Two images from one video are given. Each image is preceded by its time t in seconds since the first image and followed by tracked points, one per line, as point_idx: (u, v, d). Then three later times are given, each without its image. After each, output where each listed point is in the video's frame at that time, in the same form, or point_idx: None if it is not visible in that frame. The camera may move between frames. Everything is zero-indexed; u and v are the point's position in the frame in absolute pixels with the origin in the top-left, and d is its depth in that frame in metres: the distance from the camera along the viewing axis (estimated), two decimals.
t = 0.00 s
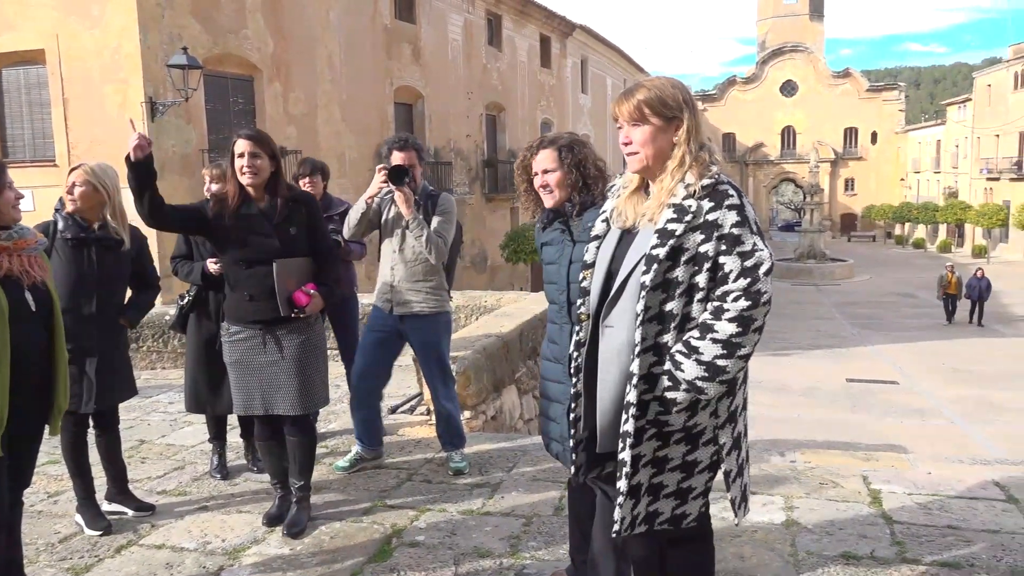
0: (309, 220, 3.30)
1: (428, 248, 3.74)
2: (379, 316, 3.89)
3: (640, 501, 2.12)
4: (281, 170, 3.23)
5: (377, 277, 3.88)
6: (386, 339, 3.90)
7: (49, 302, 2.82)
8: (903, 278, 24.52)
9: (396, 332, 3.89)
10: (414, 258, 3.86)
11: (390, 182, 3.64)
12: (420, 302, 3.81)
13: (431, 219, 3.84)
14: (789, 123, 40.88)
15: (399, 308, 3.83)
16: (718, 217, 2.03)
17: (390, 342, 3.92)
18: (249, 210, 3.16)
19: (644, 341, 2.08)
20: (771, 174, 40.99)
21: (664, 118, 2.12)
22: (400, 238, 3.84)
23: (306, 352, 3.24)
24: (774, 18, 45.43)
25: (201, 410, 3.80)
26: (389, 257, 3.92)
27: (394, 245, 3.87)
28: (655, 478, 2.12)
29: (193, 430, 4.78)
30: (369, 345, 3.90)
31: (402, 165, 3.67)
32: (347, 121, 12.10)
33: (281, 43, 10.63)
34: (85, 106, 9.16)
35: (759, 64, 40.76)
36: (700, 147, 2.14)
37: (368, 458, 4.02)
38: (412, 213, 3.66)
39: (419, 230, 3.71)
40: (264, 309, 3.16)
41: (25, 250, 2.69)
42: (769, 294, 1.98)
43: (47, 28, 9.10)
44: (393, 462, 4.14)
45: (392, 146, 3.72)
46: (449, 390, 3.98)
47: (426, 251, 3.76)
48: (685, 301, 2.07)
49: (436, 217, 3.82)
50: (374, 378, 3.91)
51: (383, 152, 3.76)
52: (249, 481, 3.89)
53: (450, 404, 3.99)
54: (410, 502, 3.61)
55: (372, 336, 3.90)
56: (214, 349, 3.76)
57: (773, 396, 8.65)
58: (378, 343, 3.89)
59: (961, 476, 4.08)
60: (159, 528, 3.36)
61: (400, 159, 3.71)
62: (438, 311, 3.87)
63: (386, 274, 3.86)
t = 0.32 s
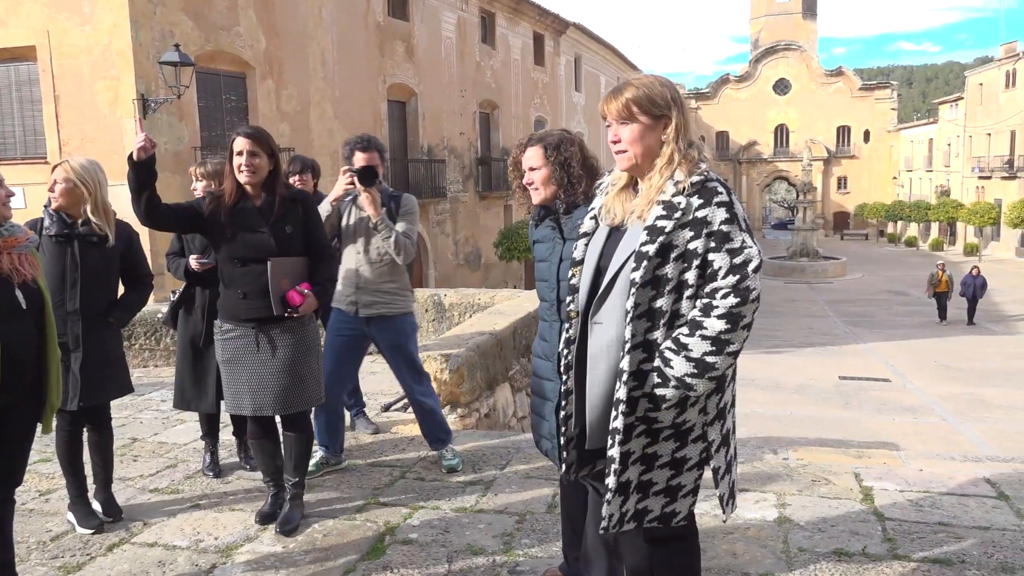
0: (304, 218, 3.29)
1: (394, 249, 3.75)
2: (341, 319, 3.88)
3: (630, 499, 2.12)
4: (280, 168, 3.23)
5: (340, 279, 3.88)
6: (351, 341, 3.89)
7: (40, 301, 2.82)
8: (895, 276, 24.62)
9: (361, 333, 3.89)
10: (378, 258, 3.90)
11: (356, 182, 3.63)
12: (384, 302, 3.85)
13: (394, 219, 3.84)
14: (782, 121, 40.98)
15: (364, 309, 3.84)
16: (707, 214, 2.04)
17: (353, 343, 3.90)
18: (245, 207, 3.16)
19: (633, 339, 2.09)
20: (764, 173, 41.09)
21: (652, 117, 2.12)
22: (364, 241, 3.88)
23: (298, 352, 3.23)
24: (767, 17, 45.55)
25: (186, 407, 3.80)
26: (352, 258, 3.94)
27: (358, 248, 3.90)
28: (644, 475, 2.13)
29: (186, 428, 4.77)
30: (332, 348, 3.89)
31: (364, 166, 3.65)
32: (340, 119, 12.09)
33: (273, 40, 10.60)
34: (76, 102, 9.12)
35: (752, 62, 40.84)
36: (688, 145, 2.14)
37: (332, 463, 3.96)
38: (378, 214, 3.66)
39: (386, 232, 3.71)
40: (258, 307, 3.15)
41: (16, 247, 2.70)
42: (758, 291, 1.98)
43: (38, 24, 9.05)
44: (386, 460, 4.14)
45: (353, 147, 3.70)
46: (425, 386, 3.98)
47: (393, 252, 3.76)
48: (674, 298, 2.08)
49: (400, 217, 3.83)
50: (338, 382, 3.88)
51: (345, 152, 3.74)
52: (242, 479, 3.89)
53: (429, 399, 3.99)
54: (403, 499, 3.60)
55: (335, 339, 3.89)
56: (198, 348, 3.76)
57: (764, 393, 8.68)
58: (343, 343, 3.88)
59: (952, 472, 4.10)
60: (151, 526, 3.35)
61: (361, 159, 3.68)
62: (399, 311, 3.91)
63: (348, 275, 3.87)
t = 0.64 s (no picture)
0: (302, 214, 3.29)
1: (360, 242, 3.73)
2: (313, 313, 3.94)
3: (627, 494, 2.12)
4: (278, 164, 3.22)
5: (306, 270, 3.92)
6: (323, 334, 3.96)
7: (35, 296, 2.82)
8: (892, 271, 24.66)
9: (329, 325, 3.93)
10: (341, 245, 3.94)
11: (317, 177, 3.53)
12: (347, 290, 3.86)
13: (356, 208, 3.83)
14: (780, 116, 40.95)
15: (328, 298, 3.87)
16: (700, 210, 2.04)
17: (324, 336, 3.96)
18: (243, 202, 3.16)
19: (628, 336, 2.09)
20: (762, 168, 41.07)
21: (644, 112, 2.11)
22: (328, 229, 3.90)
23: (296, 347, 3.22)
24: (764, 11, 45.49)
25: (179, 402, 3.81)
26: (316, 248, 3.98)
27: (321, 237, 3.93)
28: (641, 470, 2.13)
29: (183, 424, 4.77)
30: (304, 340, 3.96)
31: (320, 150, 3.64)
32: (337, 114, 12.08)
33: (269, 35, 10.58)
34: (72, 98, 9.09)
35: (750, 57, 40.79)
36: (680, 141, 2.14)
37: (329, 458, 3.96)
38: (342, 209, 3.59)
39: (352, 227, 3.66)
40: (255, 302, 3.14)
41: (10, 243, 2.71)
42: (752, 288, 1.98)
43: (33, 20, 9.02)
44: (383, 455, 4.14)
45: (312, 129, 3.69)
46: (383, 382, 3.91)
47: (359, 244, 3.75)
48: (668, 295, 2.08)
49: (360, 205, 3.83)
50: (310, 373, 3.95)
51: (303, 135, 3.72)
52: (239, 475, 3.89)
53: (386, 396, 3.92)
54: (401, 495, 3.61)
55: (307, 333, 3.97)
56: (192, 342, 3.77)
57: (762, 388, 8.70)
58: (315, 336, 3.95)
59: (949, 467, 4.11)
60: (148, 523, 3.35)
61: (319, 141, 3.65)
62: (365, 299, 3.93)
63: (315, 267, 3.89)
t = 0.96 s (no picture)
0: (301, 211, 3.28)
1: (348, 235, 3.74)
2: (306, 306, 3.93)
3: (626, 492, 2.12)
4: (276, 161, 3.21)
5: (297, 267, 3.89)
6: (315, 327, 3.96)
7: (32, 294, 2.81)
8: (891, 267, 24.66)
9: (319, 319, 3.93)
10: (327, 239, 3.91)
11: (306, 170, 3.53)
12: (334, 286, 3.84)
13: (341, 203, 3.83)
14: (779, 113, 40.94)
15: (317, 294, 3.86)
16: (695, 206, 2.04)
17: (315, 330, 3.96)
18: (241, 199, 3.16)
19: (625, 333, 2.09)
20: (761, 165, 41.05)
21: (645, 107, 2.11)
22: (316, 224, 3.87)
23: (295, 343, 3.21)
24: (763, 8, 45.44)
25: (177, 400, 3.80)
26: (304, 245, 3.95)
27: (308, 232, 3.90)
28: (639, 467, 2.13)
29: (181, 421, 4.77)
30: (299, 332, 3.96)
31: (306, 148, 3.60)
32: (336, 111, 12.09)
33: (267, 32, 10.57)
34: (69, 95, 9.08)
35: (748, 54, 40.74)
36: (677, 138, 2.14)
37: (328, 455, 3.97)
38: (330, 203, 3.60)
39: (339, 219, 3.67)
40: (253, 300, 3.13)
41: (9, 240, 2.71)
42: (747, 282, 1.98)
43: (31, 17, 9.01)
44: (381, 452, 4.14)
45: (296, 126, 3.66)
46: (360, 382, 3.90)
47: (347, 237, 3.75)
48: (664, 292, 2.08)
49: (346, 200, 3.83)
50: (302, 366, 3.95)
51: (288, 132, 3.69)
52: (237, 472, 3.88)
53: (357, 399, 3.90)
54: (399, 491, 3.61)
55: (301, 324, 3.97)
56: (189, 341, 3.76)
57: (762, 385, 8.70)
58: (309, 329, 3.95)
59: (946, 463, 4.11)
60: (146, 520, 3.34)
61: (302, 139, 3.62)
62: (353, 295, 3.91)
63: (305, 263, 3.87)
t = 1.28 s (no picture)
0: (295, 212, 3.27)
1: (342, 232, 3.74)
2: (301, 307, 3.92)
3: (618, 493, 2.11)
4: (270, 162, 3.21)
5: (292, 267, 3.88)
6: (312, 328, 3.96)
7: (25, 295, 2.81)
8: (887, 268, 24.70)
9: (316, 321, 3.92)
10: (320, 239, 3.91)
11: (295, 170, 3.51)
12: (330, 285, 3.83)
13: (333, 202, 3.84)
14: (775, 113, 41.00)
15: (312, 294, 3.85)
16: (689, 206, 2.04)
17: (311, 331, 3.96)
18: (234, 200, 3.15)
19: (618, 333, 2.09)
20: (758, 165, 41.09)
21: (638, 110, 2.12)
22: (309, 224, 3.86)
23: (291, 344, 3.21)
24: (759, 9, 45.51)
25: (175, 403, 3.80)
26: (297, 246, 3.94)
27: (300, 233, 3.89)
28: (632, 468, 2.13)
29: (176, 422, 4.76)
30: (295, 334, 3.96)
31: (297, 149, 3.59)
32: (333, 111, 12.09)
33: (264, 32, 10.56)
34: (65, 95, 9.06)
35: (745, 54, 40.78)
36: (671, 139, 2.14)
37: (324, 456, 3.96)
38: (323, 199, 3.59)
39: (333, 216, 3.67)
40: (249, 302, 3.13)
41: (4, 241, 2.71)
42: (740, 283, 1.98)
43: (27, 17, 8.99)
44: (378, 453, 4.13)
45: (287, 130, 3.66)
46: (358, 381, 3.90)
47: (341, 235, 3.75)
48: (657, 292, 2.08)
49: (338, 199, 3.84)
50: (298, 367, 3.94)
51: (278, 135, 3.68)
52: (233, 473, 3.88)
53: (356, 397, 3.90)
54: (395, 493, 3.60)
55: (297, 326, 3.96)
56: (183, 344, 3.76)
57: (758, 386, 8.71)
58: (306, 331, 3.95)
59: (941, 463, 4.12)
60: (141, 522, 3.34)
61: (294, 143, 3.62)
62: (348, 295, 3.90)
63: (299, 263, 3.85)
